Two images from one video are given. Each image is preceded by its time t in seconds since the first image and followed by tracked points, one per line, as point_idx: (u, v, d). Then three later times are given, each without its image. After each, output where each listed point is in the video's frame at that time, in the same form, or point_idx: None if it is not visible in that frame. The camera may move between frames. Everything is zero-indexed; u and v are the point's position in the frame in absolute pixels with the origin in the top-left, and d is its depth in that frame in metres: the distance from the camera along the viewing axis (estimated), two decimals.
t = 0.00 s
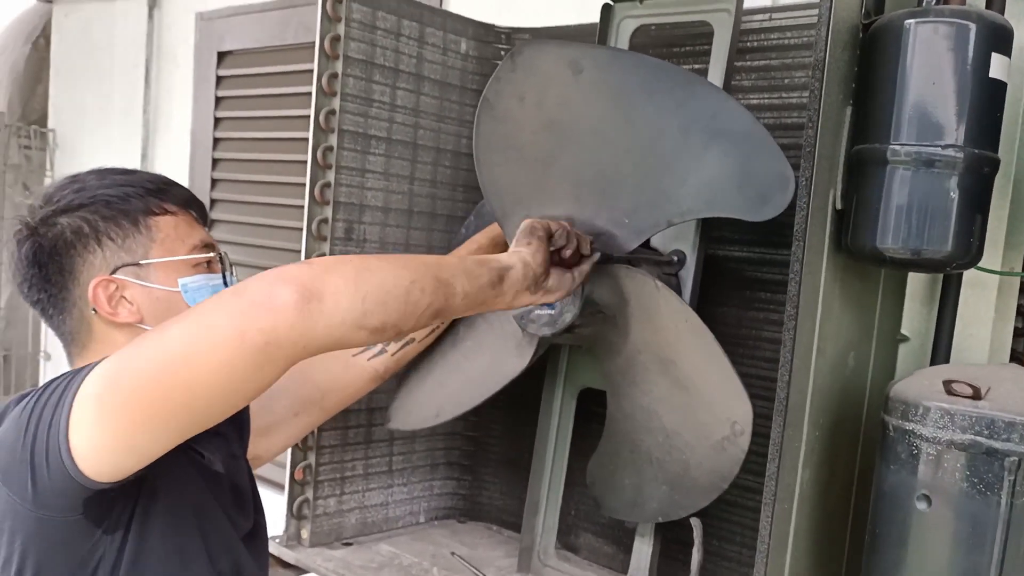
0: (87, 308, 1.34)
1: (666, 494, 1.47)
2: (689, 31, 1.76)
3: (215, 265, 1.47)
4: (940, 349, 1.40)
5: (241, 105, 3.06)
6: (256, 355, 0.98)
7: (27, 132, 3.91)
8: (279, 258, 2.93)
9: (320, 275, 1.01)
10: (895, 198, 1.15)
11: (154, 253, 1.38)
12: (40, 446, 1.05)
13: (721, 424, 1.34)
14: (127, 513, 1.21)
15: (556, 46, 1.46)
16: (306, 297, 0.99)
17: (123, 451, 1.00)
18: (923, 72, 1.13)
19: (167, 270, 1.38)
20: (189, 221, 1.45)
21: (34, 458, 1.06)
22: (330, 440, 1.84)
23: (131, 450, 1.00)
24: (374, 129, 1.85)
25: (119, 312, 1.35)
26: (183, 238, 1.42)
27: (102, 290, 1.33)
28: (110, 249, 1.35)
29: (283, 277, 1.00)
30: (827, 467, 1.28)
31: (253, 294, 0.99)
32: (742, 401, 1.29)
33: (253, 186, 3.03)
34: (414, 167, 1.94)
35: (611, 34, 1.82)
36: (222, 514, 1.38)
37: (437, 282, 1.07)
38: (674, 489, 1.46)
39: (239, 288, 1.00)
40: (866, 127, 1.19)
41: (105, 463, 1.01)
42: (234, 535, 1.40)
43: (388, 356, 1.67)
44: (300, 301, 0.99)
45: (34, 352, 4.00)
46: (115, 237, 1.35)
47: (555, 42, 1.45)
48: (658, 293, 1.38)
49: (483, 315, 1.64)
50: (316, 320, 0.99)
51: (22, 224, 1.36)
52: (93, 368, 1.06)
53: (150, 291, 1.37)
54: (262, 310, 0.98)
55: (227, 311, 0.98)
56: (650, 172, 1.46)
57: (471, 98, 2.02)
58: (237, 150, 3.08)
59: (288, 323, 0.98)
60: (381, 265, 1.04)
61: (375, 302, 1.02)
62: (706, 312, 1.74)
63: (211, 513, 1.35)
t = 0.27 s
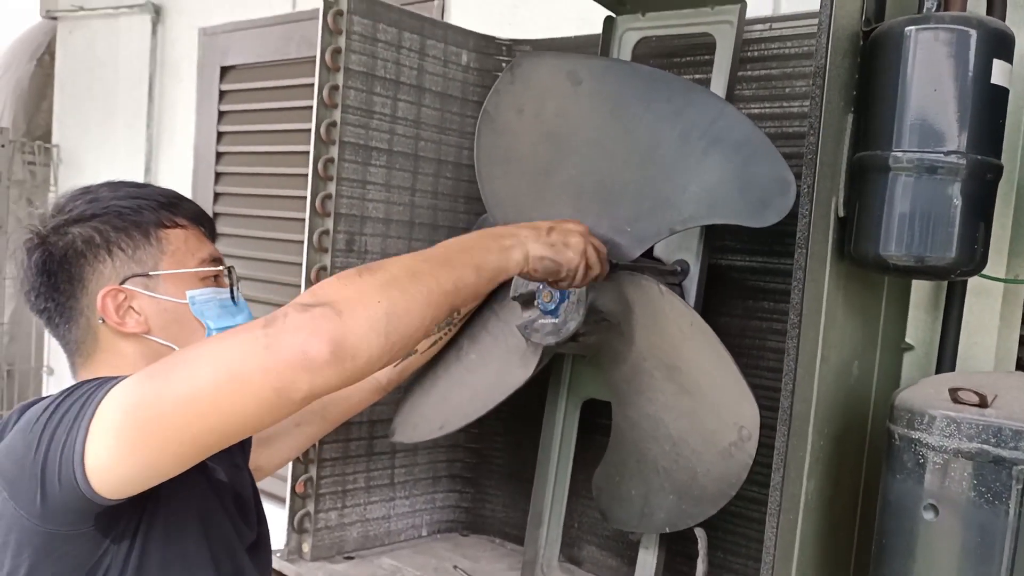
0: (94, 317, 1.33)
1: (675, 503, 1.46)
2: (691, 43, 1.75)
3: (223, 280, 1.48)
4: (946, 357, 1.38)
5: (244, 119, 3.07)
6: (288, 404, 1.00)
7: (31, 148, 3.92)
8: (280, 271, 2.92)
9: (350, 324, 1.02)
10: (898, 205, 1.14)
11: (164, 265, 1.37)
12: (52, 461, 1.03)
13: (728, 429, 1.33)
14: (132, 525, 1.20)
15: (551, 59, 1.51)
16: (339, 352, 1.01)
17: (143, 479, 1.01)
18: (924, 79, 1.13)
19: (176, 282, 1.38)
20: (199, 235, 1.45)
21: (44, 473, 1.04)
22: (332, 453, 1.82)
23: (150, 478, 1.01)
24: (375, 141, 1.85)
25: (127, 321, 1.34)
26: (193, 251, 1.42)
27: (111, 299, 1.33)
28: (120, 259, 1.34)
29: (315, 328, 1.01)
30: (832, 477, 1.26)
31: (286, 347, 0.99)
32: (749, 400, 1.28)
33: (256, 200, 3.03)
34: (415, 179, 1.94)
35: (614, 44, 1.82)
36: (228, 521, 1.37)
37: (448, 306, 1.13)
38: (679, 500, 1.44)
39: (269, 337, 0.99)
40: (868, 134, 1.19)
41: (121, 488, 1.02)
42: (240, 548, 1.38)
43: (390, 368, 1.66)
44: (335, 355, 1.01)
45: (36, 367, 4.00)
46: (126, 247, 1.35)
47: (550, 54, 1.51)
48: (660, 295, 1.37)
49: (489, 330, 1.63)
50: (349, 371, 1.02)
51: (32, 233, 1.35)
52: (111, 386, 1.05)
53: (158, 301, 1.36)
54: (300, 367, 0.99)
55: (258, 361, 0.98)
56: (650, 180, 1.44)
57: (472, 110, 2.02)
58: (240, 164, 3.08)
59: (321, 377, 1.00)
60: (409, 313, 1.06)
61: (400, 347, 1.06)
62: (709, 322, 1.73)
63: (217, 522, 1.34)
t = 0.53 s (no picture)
0: (100, 328, 1.33)
1: (673, 516, 1.45)
2: (693, 51, 1.75)
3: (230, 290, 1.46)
4: (950, 365, 1.38)
5: (245, 130, 3.07)
6: (256, 380, 0.96)
7: (33, 160, 3.90)
8: (281, 281, 2.92)
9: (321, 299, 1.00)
10: (900, 213, 1.14)
11: (171, 277, 1.37)
12: (41, 471, 1.03)
13: (727, 444, 1.32)
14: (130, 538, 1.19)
15: (558, 67, 1.46)
16: (306, 321, 0.98)
17: (124, 478, 0.98)
18: (925, 87, 1.12)
19: (183, 293, 1.37)
20: (207, 246, 1.44)
21: (35, 482, 1.04)
22: (333, 463, 1.81)
23: (133, 478, 0.98)
24: (376, 151, 1.85)
25: (132, 333, 1.33)
26: (200, 263, 1.41)
27: (116, 310, 1.32)
28: (126, 271, 1.34)
29: (282, 301, 0.99)
30: (836, 486, 1.25)
31: (252, 319, 0.97)
32: (747, 415, 1.28)
33: (258, 210, 3.03)
34: (416, 188, 1.94)
35: (616, 54, 1.82)
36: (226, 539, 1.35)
37: (433, 311, 1.06)
38: (682, 511, 1.43)
39: (238, 312, 0.98)
40: (869, 141, 1.19)
41: (106, 492, 1.00)
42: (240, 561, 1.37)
43: (391, 378, 1.66)
44: (301, 325, 0.98)
45: (38, 378, 4.00)
46: (132, 259, 1.34)
47: (557, 64, 1.46)
48: (662, 310, 1.35)
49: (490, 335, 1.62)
50: (317, 344, 0.98)
51: (43, 244, 1.36)
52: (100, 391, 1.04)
53: (164, 312, 1.35)
54: (264, 335, 0.96)
55: (224, 337, 0.96)
56: (654, 191, 1.44)
57: (473, 120, 2.02)
58: (242, 174, 3.09)
59: (288, 347, 0.97)
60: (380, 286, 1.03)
61: (375, 330, 1.00)
62: (712, 331, 1.72)
63: (213, 539, 1.33)
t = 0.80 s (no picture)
0: (105, 331, 1.32)
1: (677, 521, 1.44)
2: (695, 55, 1.74)
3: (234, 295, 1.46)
4: (954, 369, 1.37)
5: (248, 136, 3.07)
6: (288, 421, 0.99)
7: (37, 166, 3.94)
8: (283, 287, 2.92)
9: (347, 337, 1.01)
10: (905, 216, 1.14)
11: (175, 280, 1.37)
12: (59, 480, 1.03)
13: (732, 444, 1.31)
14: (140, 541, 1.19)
15: (552, 71, 1.50)
16: (337, 366, 0.99)
17: (149, 499, 1.00)
18: (929, 88, 1.12)
19: (187, 296, 1.37)
20: (210, 250, 1.44)
21: (52, 490, 1.03)
22: (335, 469, 1.80)
23: (159, 498, 1.00)
24: (378, 156, 1.84)
25: (136, 334, 1.33)
26: (203, 267, 1.41)
27: (121, 312, 1.32)
28: (130, 275, 1.34)
29: (311, 341, 0.99)
30: (841, 491, 1.25)
31: (281, 362, 0.98)
32: (751, 416, 1.26)
33: (260, 216, 3.03)
34: (419, 193, 1.94)
35: (616, 58, 1.81)
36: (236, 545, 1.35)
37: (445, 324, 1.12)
38: (686, 517, 1.42)
39: (265, 352, 0.98)
40: (872, 144, 1.18)
41: (128, 509, 1.01)
42: (245, 567, 1.36)
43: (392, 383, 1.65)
44: (334, 371, 0.99)
45: (41, 385, 4.00)
46: (136, 263, 1.34)
47: (550, 68, 1.49)
48: (662, 311, 1.36)
49: (490, 343, 1.63)
50: (349, 386, 1.01)
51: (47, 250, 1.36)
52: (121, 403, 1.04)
53: (167, 314, 1.35)
54: (299, 384, 0.98)
55: (253, 375, 0.97)
56: (653, 194, 1.43)
57: (475, 124, 2.02)
58: (244, 180, 3.09)
59: (320, 392, 0.99)
60: (406, 323, 1.06)
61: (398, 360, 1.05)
62: (715, 335, 1.71)
63: (225, 543, 1.32)
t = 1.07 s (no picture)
0: (115, 332, 1.33)
1: (679, 522, 1.44)
2: (696, 56, 1.74)
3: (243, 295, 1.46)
4: (957, 369, 1.37)
5: (250, 139, 3.08)
6: (259, 375, 0.96)
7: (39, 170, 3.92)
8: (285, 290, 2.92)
9: (324, 293, 0.99)
10: (907, 216, 1.14)
11: (185, 282, 1.37)
12: (55, 480, 1.03)
13: (736, 449, 1.31)
14: (148, 542, 1.19)
15: (562, 70, 1.47)
16: (307, 314, 0.96)
17: (139, 478, 0.98)
18: (931, 87, 1.12)
19: (197, 298, 1.37)
20: (219, 252, 1.45)
21: (52, 489, 1.04)
22: (338, 471, 1.80)
23: (144, 476, 0.98)
24: (380, 158, 1.85)
25: (146, 337, 1.33)
26: (213, 268, 1.41)
27: (131, 314, 1.31)
28: (141, 277, 1.34)
29: (286, 295, 0.98)
30: (844, 491, 1.25)
31: (255, 314, 0.97)
32: (756, 421, 1.26)
33: (263, 219, 3.03)
34: (421, 195, 1.94)
35: (618, 59, 1.81)
36: (239, 552, 1.36)
37: (439, 301, 1.05)
38: (689, 517, 1.42)
39: (242, 312, 0.98)
40: (875, 143, 1.18)
41: (118, 492, 1.00)
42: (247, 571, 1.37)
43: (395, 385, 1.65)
44: (303, 318, 0.96)
45: (44, 388, 4.01)
46: (147, 265, 1.35)
47: (562, 67, 1.47)
48: (668, 315, 1.35)
49: (495, 343, 1.62)
50: (319, 336, 0.97)
51: (58, 251, 1.36)
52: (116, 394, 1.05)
53: (178, 317, 1.35)
54: (268, 330, 0.96)
55: (229, 331, 0.96)
56: (658, 195, 1.43)
57: (478, 126, 2.02)
58: (247, 183, 3.09)
59: (289, 341, 0.96)
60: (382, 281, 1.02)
61: (381, 322, 0.99)
62: (718, 336, 1.71)
63: (225, 546, 1.33)
